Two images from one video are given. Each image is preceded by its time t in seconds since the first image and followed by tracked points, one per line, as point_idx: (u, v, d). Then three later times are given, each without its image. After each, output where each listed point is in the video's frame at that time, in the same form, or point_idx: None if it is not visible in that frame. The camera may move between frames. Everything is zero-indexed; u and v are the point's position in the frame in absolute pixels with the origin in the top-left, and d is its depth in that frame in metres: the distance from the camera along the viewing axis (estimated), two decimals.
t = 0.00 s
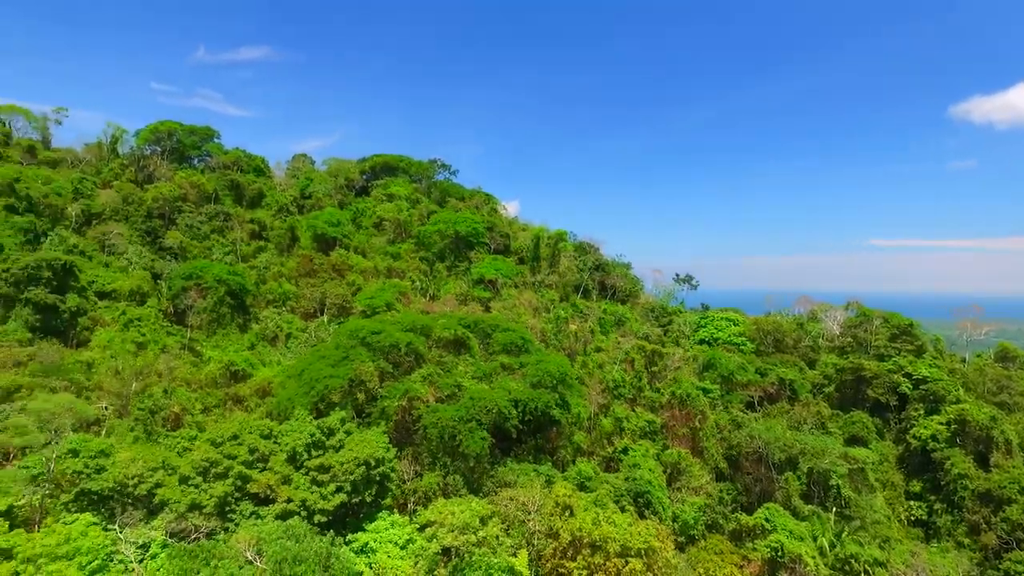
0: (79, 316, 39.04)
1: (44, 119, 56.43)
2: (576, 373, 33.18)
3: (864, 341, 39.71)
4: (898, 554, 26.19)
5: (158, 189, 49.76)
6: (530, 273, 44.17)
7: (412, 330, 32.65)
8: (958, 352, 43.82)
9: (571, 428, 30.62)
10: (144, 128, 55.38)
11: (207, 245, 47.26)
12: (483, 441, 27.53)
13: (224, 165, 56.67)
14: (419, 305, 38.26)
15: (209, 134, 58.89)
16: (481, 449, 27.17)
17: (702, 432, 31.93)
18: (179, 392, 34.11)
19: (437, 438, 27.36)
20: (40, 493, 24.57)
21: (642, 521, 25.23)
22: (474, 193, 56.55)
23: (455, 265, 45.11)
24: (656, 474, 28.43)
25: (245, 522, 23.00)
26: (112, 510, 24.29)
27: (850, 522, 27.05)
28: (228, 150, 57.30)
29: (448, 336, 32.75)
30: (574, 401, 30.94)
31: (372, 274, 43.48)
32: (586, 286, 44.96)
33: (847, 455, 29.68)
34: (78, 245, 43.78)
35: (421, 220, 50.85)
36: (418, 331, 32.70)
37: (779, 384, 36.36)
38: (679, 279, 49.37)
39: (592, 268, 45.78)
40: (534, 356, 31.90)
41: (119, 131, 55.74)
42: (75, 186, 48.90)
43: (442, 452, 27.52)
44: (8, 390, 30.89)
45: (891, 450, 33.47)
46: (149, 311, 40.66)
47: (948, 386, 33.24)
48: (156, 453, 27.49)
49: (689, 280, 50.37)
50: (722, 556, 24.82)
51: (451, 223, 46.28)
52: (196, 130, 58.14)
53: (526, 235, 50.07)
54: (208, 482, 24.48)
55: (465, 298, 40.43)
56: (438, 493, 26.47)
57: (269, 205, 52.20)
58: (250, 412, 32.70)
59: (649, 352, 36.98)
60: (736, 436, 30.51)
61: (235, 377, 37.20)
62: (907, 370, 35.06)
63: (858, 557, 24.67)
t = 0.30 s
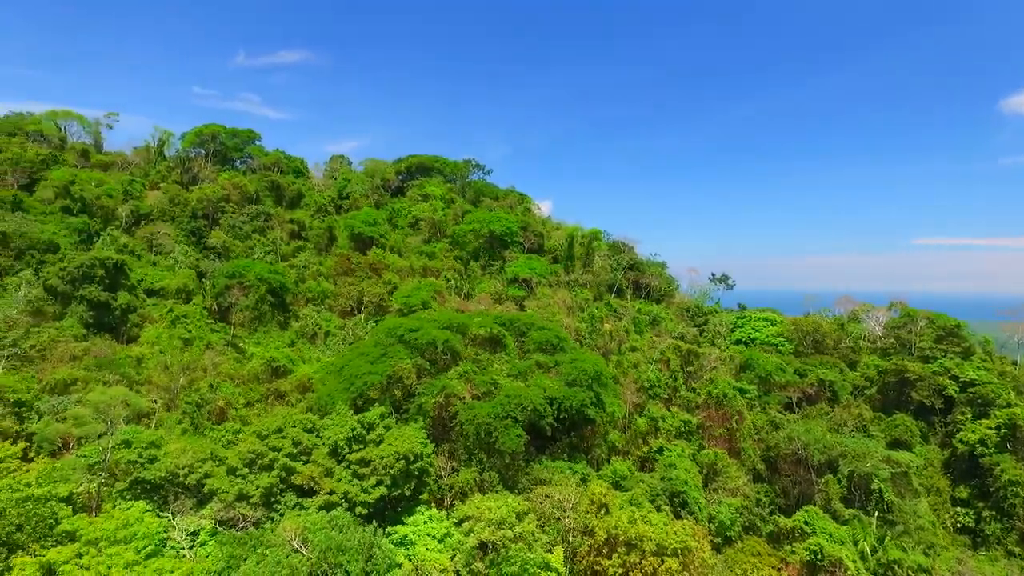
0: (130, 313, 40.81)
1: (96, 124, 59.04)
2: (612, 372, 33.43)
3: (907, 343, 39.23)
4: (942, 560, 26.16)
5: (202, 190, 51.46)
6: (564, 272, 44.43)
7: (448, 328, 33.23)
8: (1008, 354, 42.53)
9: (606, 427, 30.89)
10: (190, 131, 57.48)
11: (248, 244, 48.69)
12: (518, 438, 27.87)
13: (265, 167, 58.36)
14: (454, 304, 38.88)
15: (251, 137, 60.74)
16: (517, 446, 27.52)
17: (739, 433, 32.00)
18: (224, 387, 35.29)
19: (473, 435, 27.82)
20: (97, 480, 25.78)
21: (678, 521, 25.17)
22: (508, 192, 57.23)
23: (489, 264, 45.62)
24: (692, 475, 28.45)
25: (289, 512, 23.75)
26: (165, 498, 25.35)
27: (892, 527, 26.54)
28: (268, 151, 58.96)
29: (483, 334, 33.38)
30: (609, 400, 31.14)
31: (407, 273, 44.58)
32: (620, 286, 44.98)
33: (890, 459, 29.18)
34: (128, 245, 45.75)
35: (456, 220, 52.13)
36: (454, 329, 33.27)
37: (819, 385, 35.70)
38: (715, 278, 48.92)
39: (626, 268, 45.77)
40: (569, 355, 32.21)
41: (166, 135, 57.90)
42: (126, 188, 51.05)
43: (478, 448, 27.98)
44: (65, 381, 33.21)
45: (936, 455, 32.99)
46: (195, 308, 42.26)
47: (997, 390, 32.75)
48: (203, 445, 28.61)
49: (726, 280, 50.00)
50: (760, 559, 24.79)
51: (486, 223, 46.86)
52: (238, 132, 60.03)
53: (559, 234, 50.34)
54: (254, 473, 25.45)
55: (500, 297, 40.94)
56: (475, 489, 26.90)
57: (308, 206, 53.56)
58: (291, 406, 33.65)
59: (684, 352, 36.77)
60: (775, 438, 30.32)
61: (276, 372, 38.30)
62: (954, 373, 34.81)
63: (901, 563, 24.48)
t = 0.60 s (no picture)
0: (163, 310, 42.04)
1: (130, 127, 60.77)
2: (637, 372, 33.61)
3: (940, 344, 38.43)
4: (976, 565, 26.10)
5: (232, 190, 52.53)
6: (589, 271, 44.67)
7: (474, 326, 33.67)
8: None
9: (631, 426, 31.01)
10: (220, 133, 58.88)
11: (277, 244, 49.62)
12: (544, 436, 28.10)
13: (292, 168, 59.45)
14: (479, 302, 39.31)
15: (279, 138, 61.96)
16: (542, 444, 27.79)
17: (767, 434, 31.78)
18: (255, 383, 36.09)
19: (499, 433, 28.12)
20: (135, 471, 26.71)
21: (704, 521, 25.25)
22: (532, 192, 57.69)
23: (514, 263, 46.03)
24: (719, 475, 28.47)
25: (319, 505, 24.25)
26: (200, 490, 26.11)
27: (924, 531, 26.99)
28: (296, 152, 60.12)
29: (509, 332, 33.75)
30: (634, 399, 31.28)
31: (433, 272, 45.37)
32: (645, 285, 44.93)
33: (922, 462, 29.53)
34: (161, 245, 47.07)
35: (480, 219, 52.91)
36: (480, 328, 33.70)
37: (848, 386, 35.33)
38: (741, 277, 48.55)
39: (651, 267, 45.71)
40: (594, 354, 32.47)
41: (197, 136, 59.31)
42: (159, 189, 52.45)
43: (504, 445, 28.27)
44: (103, 376, 34.40)
45: (970, 458, 32.59)
46: (226, 306, 43.34)
47: None
48: (236, 439, 29.31)
49: (752, 280, 49.65)
50: (787, 560, 24.52)
51: (510, 222, 47.37)
52: (267, 134, 61.31)
53: (583, 234, 50.55)
54: (286, 467, 26.08)
55: (525, 296, 41.35)
56: (500, 485, 27.12)
57: (335, 206, 54.52)
58: (320, 403, 34.28)
59: (710, 351, 37.17)
60: (803, 438, 29.85)
61: (304, 369, 39.05)
62: (988, 375, 34.16)
63: (934, 567, 24.58)
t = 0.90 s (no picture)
0: (191, 309, 43.09)
1: (159, 130, 62.20)
2: (659, 371, 33.71)
3: (969, 344, 38.47)
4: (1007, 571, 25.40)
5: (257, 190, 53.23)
6: (609, 270, 44.80)
7: (496, 325, 34.01)
8: None
9: (653, 425, 31.09)
10: (245, 135, 60.01)
11: (301, 243, 50.46)
12: (565, 434, 28.27)
13: (316, 168, 60.35)
14: (500, 301, 39.65)
15: (303, 140, 62.94)
16: (564, 442, 27.95)
17: (790, 435, 31.81)
18: (280, 380, 36.72)
19: (521, 430, 28.33)
20: (165, 465, 27.33)
21: (727, 521, 25.25)
22: (552, 191, 57.99)
23: (534, 262, 46.39)
24: (742, 475, 28.36)
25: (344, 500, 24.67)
26: (229, 484, 26.62)
27: (952, 534, 26.65)
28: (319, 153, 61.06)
29: (530, 332, 34.27)
30: (656, 398, 31.33)
31: (454, 271, 46.00)
32: (666, 285, 44.82)
33: (951, 464, 29.13)
34: (189, 244, 48.17)
35: (501, 219, 53.40)
36: (501, 326, 34.02)
37: (874, 386, 34.82)
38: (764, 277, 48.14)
39: (672, 266, 45.57)
40: (616, 353, 32.63)
41: (223, 138, 60.50)
42: (186, 189, 53.59)
43: (526, 443, 28.50)
44: (133, 373, 35.31)
45: (1000, 461, 32.05)
46: (251, 305, 44.17)
47: None
48: (262, 434, 29.91)
49: (774, 279, 49.27)
50: (811, 561, 24.44)
51: (531, 222, 47.60)
52: (291, 135, 62.36)
53: (604, 233, 50.61)
54: (313, 462, 26.59)
55: (546, 295, 41.69)
56: (522, 483, 27.27)
57: (357, 205, 55.23)
58: (343, 400, 34.79)
59: (732, 351, 37.20)
60: (828, 438, 29.49)
61: (328, 367, 39.68)
62: (1018, 376, 34.00)
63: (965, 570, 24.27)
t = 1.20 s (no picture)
0: (219, 306, 44.00)
1: (187, 132, 63.63)
2: (683, 371, 33.60)
3: (1004, 346, 37.93)
4: None
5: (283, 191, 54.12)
6: (632, 270, 44.73)
7: (519, 324, 34.22)
8: None
9: (676, 426, 31.06)
10: (271, 136, 61.09)
11: (326, 243, 51.27)
12: (588, 433, 28.35)
13: (340, 169, 61.18)
14: (523, 301, 39.86)
15: (327, 140, 63.85)
16: (588, 442, 28.04)
17: (816, 436, 31.45)
18: (306, 377, 37.31)
19: (544, 429, 28.46)
20: (196, 460, 27.96)
21: (752, 522, 25.05)
22: (574, 190, 58.13)
23: (557, 261, 46.55)
24: (767, 477, 28.07)
25: (372, 496, 25.24)
26: (258, 479, 27.19)
27: (985, 539, 26.59)
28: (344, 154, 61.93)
29: (553, 331, 34.46)
30: (680, 399, 31.25)
31: (477, 271, 46.36)
32: (689, 284, 44.58)
33: (983, 468, 28.59)
34: (216, 244, 49.19)
35: (523, 218, 53.63)
36: (524, 325, 34.22)
37: (904, 388, 34.48)
38: (789, 276, 47.49)
39: (696, 266, 45.26)
40: (639, 352, 32.60)
41: (250, 140, 61.63)
42: (214, 190, 54.71)
43: (549, 442, 28.60)
44: (165, 369, 36.40)
45: None
46: (277, 303, 44.95)
47: None
48: (289, 431, 30.46)
49: (800, 279, 48.68)
50: (839, 565, 23.95)
51: (553, 221, 47.64)
52: (316, 136, 63.27)
53: (627, 232, 50.50)
54: (339, 458, 27.04)
55: (568, 294, 41.84)
56: (546, 482, 27.40)
57: (381, 206, 55.86)
58: (368, 398, 35.26)
59: (757, 352, 36.92)
60: (856, 441, 29.35)
61: (352, 365, 40.23)
62: None
63: None
